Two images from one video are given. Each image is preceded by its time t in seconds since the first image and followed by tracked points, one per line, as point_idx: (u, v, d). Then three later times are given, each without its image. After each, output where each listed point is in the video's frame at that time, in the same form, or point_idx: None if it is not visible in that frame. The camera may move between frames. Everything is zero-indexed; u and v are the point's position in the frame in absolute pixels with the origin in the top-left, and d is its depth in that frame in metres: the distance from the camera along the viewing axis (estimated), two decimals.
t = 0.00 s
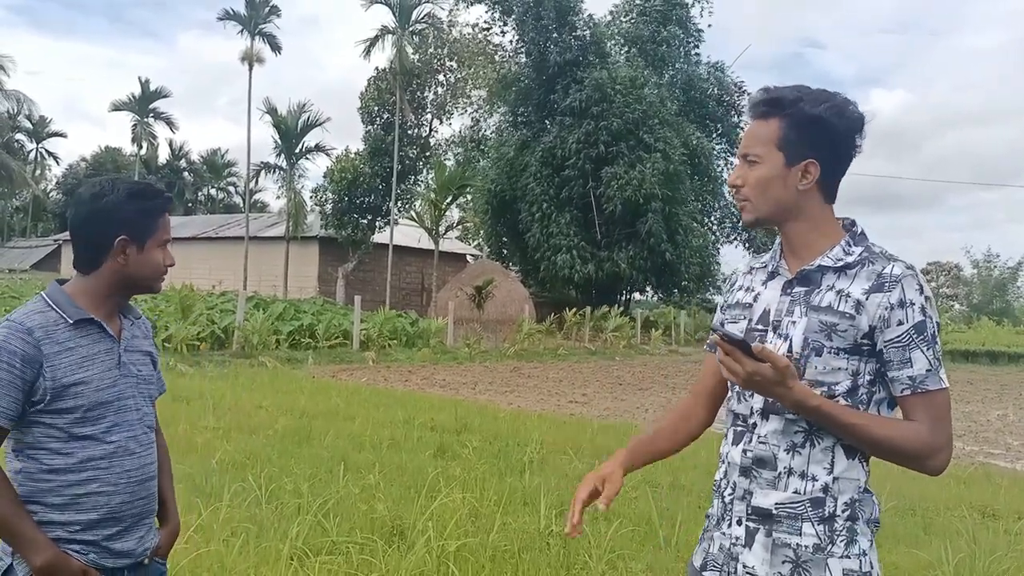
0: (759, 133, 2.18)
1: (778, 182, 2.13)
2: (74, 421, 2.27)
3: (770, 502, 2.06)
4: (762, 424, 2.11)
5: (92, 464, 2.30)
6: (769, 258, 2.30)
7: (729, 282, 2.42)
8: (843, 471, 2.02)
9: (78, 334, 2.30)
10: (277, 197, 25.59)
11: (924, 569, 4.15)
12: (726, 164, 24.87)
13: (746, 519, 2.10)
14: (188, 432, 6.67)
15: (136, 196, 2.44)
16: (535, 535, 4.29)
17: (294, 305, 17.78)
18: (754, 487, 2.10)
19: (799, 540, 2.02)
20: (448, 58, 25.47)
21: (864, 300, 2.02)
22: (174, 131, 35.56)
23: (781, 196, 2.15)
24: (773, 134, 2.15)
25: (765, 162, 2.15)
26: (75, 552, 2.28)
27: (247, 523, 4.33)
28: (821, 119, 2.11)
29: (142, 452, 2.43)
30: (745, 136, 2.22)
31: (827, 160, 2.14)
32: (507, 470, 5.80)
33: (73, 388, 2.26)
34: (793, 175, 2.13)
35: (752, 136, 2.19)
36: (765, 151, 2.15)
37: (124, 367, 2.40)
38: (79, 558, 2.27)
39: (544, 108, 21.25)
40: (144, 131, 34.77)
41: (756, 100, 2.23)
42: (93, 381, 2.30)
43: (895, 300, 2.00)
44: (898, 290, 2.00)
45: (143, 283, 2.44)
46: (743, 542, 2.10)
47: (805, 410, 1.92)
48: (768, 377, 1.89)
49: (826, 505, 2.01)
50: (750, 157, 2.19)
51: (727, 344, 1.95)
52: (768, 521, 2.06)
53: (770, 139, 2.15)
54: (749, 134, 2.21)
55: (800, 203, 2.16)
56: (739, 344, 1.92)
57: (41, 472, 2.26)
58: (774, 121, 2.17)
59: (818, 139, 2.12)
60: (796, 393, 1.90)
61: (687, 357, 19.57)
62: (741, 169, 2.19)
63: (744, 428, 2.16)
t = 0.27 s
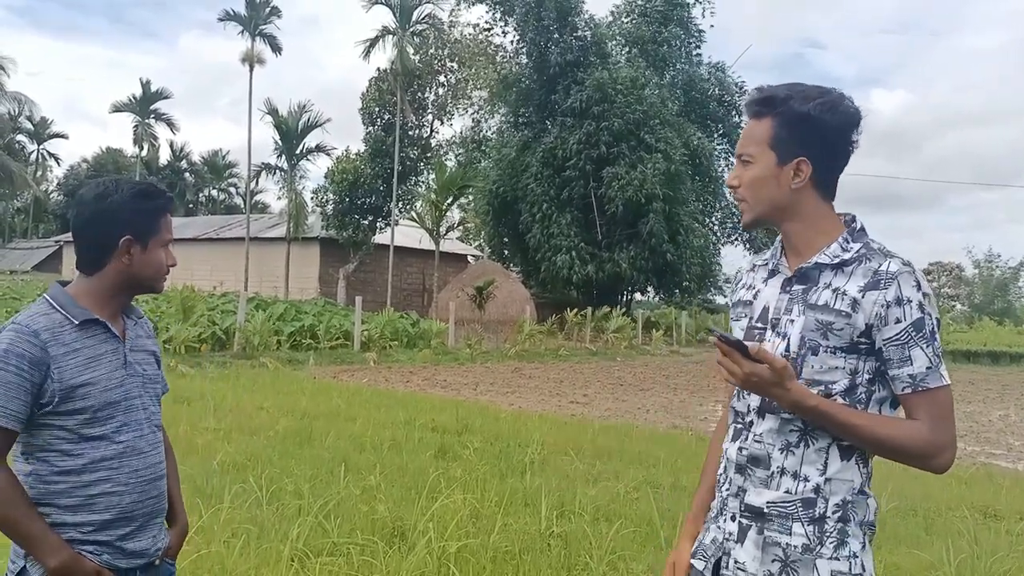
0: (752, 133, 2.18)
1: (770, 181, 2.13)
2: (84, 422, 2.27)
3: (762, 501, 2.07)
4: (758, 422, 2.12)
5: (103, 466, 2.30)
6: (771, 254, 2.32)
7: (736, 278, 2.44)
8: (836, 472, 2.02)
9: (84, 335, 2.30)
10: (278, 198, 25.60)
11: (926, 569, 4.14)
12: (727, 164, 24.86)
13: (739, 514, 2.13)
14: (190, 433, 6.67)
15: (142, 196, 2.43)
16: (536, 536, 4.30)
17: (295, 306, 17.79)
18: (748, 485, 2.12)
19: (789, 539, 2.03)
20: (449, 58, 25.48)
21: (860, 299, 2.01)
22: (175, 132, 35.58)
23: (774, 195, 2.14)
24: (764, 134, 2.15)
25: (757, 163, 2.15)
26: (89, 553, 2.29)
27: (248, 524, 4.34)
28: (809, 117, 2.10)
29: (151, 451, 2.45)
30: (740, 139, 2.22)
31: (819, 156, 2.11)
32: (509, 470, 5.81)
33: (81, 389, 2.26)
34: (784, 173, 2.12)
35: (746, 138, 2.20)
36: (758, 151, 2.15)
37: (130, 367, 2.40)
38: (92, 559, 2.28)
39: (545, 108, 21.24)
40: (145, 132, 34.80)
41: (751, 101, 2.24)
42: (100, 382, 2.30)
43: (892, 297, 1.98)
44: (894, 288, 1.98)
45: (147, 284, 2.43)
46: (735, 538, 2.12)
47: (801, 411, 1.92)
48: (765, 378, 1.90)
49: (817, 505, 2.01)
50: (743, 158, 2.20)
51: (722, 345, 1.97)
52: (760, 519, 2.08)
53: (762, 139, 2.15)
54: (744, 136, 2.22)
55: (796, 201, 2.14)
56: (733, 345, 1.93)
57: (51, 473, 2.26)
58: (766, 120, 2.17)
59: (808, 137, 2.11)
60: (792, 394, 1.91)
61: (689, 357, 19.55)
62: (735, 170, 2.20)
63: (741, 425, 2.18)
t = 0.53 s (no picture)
0: (738, 137, 2.19)
1: (757, 184, 2.14)
2: (88, 423, 2.27)
3: (755, 499, 2.09)
4: (752, 421, 2.14)
5: (109, 467, 2.30)
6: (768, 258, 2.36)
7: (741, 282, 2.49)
8: (825, 474, 2.01)
9: (86, 337, 2.30)
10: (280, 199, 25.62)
11: (927, 569, 4.15)
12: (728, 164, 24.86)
13: (733, 512, 2.16)
14: (192, 433, 6.69)
15: (131, 195, 2.43)
16: (538, 537, 4.30)
17: (297, 307, 17.80)
18: (742, 483, 2.14)
19: (778, 539, 2.04)
20: (450, 59, 25.50)
21: (841, 298, 2.02)
22: (177, 134, 35.62)
23: (763, 198, 2.15)
24: (750, 137, 2.15)
25: (744, 167, 2.15)
26: (97, 555, 2.28)
27: (249, 526, 4.34)
28: (788, 119, 2.10)
29: (160, 451, 2.44)
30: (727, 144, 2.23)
31: (807, 155, 2.11)
32: (510, 471, 5.82)
33: (84, 390, 2.26)
34: (772, 176, 2.13)
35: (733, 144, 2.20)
36: (744, 156, 2.15)
37: (135, 367, 2.39)
38: (100, 561, 2.27)
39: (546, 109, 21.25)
40: (147, 133, 34.84)
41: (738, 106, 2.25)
42: (104, 382, 2.30)
43: (869, 296, 1.98)
44: (871, 287, 1.97)
45: (146, 282, 2.42)
46: (729, 535, 2.16)
47: (781, 410, 1.93)
48: (738, 373, 1.92)
49: (806, 507, 2.01)
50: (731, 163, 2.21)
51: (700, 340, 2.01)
52: (753, 517, 2.10)
53: (748, 143, 2.15)
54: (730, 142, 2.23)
55: (786, 203, 2.15)
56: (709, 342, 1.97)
57: (60, 475, 2.26)
58: (751, 124, 2.17)
59: (791, 137, 2.10)
60: (766, 390, 1.92)
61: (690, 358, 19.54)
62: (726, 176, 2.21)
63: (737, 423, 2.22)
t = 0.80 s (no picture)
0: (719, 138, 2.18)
1: (738, 186, 2.13)
2: (89, 423, 2.28)
3: (742, 499, 2.09)
4: (738, 421, 2.13)
5: (111, 467, 2.30)
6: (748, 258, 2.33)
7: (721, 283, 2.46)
8: (813, 472, 2.02)
9: (89, 338, 2.31)
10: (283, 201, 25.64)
11: (930, 569, 4.14)
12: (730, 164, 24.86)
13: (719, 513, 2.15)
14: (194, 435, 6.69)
15: (124, 197, 2.43)
16: (540, 538, 4.30)
17: (299, 308, 17.80)
18: (728, 484, 2.14)
19: (767, 538, 2.04)
20: (452, 60, 25.55)
21: (829, 299, 2.02)
22: (179, 135, 35.66)
23: (746, 199, 2.15)
24: (730, 138, 2.15)
25: (725, 169, 2.15)
26: (99, 555, 2.28)
27: (252, 527, 4.34)
28: (768, 121, 2.09)
29: (164, 452, 2.41)
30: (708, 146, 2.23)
31: (787, 157, 2.11)
32: (512, 472, 5.82)
33: (84, 391, 2.27)
34: (752, 177, 2.13)
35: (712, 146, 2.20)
36: (725, 157, 2.15)
37: (138, 368, 2.38)
38: (102, 561, 2.27)
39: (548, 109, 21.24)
40: (150, 135, 34.89)
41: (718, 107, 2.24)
42: (105, 383, 2.30)
43: (857, 297, 1.99)
44: (859, 287, 1.99)
45: (143, 284, 2.41)
46: (716, 535, 2.15)
47: (771, 410, 1.93)
48: (730, 373, 1.94)
49: (795, 506, 2.02)
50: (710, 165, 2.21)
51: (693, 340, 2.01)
52: (739, 518, 2.10)
53: (729, 143, 2.15)
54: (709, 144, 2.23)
55: (768, 204, 2.15)
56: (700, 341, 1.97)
57: (64, 475, 2.28)
58: (731, 125, 2.17)
59: (772, 139, 2.10)
60: (755, 389, 1.93)
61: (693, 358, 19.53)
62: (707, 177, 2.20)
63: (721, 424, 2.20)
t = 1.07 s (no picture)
0: (698, 138, 2.19)
1: (719, 185, 2.14)
2: (92, 423, 2.29)
3: (712, 495, 2.09)
4: (707, 418, 2.14)
5: (114, 466, 2.30)
6: (721, 257, 2.33)
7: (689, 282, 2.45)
8: (782, 466, 2.03)
9: (94, 339, 2.32)
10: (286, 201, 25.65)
11: (933, 569, 4.13)
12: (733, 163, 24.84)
13: (690, 510, 2.15)
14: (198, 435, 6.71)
15: (121, 196, 2.45)
16: (543, 538, 4.30)
17: (303, 308, 17.80)
18: (698, 480, 2.14)
19: (738, 533, 2.05)
20: (456, 60, 25.57)
21: (804, 298, 2.03)
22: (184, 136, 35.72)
23: (727, 199, 2.16)
24: (712, 139, 2.15)
25: (707, 169, 2.15)
26: (101, 554, 2.28)
27: (256, 527, 4.35)
28: (754, 122, 2.11)
29: (166, 454, 2.41)
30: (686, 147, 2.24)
31: (768, 157, 2.12)
32: (516, 471, 5.82)
33: (87, 390, 2.28)
34: (734, 178, 2.13)
35: (691, 147, 2.21)
36: (705, 157, 2.15)
37: (143, 369, 2.38)
38: (104, 560, 2.27)
39: (552, 109, 21.18)
40: (154, 136, 34.96)
41: (697, 108, 2.25)
42: (108, 382, 2.31)
43: (833, 297, 2.00)
44: (836, 288, 2.00)
45: (141, 283, 2.41)
46: (687, 533, 2.15)
47: (749, 407, 1.94)
48: (711, 374, 1.94)
49: (764, 499, 2.03)
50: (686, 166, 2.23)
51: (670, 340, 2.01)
52: (710, 514, 2.09)
53: (710, 144, 2.15)
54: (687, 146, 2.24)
55: (748, 204, 2.16)
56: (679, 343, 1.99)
57: (69, 473, 2.29)
58: (713, 125, 2.17)
59: (757, 141, 2.12)
60: (735, 387, 1.93)
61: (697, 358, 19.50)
62: (687, 176, 2.20)
63: (691, 422, 2.20)
